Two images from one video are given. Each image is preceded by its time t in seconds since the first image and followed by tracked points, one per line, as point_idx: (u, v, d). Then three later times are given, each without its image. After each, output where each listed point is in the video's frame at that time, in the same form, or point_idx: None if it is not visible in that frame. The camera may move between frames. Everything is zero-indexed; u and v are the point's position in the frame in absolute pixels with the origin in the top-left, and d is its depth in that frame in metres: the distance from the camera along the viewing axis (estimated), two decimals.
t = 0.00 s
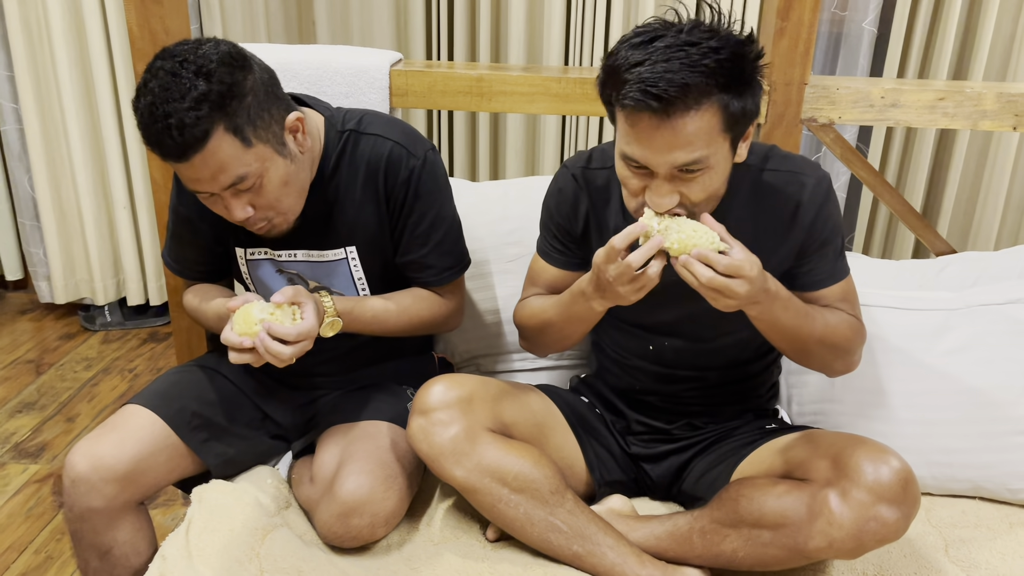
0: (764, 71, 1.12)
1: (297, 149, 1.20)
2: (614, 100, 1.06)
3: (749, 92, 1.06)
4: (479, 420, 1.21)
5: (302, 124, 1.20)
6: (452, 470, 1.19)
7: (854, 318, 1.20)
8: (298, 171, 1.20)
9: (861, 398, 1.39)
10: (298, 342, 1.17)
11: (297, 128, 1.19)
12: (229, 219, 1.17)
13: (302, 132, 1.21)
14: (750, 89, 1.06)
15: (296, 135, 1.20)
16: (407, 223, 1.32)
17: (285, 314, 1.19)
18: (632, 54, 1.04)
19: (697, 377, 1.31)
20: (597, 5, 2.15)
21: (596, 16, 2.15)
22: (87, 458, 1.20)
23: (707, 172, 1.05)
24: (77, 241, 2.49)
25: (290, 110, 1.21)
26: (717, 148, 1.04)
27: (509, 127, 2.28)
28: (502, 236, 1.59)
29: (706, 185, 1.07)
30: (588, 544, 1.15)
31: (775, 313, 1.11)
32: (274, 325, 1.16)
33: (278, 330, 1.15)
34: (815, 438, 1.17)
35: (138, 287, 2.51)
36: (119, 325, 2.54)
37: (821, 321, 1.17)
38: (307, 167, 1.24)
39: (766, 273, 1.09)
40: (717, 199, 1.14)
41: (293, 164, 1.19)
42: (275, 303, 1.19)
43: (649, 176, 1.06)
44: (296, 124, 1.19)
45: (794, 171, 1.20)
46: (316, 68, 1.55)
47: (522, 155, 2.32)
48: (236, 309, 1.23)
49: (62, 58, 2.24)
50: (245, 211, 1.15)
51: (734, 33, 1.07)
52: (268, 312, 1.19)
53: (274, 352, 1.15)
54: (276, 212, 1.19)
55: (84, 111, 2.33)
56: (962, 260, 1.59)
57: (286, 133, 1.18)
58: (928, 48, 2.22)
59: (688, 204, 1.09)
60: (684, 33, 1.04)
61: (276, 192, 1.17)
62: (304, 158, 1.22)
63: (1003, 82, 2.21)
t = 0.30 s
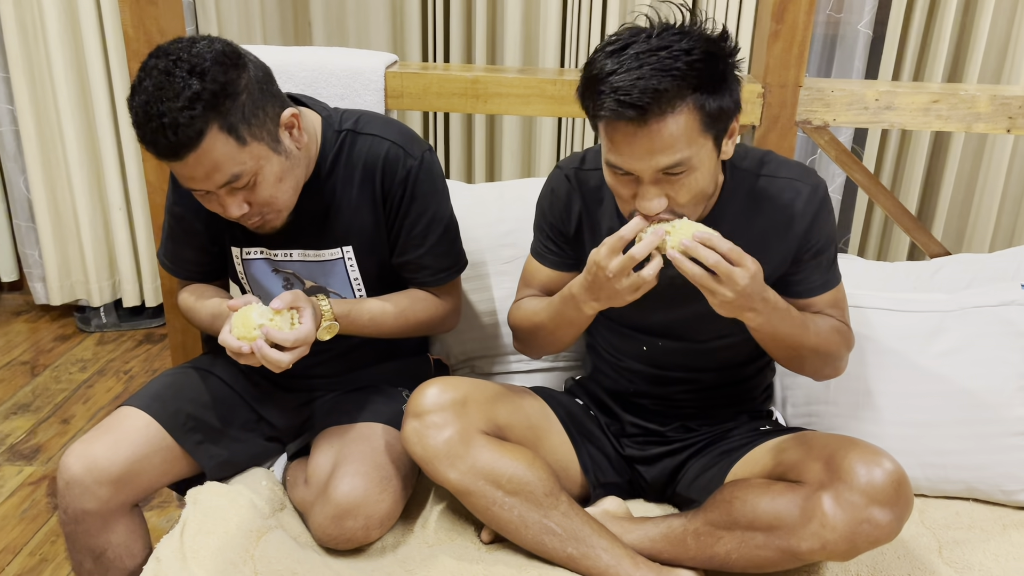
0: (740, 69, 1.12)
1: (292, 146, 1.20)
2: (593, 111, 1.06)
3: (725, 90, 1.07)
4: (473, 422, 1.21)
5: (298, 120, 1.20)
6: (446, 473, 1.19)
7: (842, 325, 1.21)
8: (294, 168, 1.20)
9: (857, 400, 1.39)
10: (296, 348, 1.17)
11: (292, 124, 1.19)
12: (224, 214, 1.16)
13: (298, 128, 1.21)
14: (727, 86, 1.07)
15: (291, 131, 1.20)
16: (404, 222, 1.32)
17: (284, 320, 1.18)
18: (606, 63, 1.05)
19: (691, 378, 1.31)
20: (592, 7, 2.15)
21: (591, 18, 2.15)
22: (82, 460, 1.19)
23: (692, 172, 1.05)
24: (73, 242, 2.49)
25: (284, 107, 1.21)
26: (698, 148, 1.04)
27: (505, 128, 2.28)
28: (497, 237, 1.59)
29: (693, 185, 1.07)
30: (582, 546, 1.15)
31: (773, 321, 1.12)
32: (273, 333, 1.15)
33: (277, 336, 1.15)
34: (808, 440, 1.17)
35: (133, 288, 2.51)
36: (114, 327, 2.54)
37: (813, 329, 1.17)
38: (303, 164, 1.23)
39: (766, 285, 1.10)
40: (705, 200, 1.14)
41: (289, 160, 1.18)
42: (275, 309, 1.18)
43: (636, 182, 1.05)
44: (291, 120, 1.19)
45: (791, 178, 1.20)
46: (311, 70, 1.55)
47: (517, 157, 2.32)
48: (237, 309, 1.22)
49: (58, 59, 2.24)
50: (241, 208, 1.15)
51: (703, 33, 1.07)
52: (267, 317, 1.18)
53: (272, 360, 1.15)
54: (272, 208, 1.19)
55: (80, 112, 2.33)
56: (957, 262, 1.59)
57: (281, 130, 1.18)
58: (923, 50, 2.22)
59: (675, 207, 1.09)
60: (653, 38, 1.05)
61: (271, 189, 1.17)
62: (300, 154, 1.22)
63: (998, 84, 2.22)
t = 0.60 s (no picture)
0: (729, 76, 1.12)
1: (292, 148, 1.20)
2: (586, 122, 1.07)
3: (715, 98, 1.07)
4: (472, 423, 1.21)
5: (297, 123, 1.21)
6: (444, 474, 1.19)
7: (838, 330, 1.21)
8: (293, 170, 1.20)
9: (854, 400, 1.40)
10: (295, 348, 1.17)
11: (291, 127, 1.20)
12: (224, 217, 1.16)
13: (297, 131, 1.21)
14: (717, 93, 1.07)
15: (290, 134, 1.20)
16: (403, 224, 1.32)
17: (283, 320, 1.19)
18: (596, 74, 1.05)
19: (689, 379, 1.31)
20: (590, 8, 2.15)
21: (589, 19, 2.15)
22: (80, 461, 1.19)
23: (686, 179, 1.05)
24: (70, 243, 2.49)
25: (284, 110, 1.21)
26: (691, 155, 1.04)
27: (502, 129, 2.29)
28: (495, 238, 1.60)
29: (689, 191, 1.07)
30: (580, 547, 1.15)
31: (768, 334, 1.12)
32: (272, 333, 1.15)
33: (276, 336, 1.15)
34: (805, 441, 1.18)
35: (131, 289, 2.51)
36: (111, 328, 2.53)
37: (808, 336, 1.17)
38: (301, 167, 1.23)
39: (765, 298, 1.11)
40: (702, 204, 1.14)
41: (288, 163, 1.19)
42: (274, 310, 1.18)
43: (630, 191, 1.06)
44: (290, 123, 1.19)
45: (790, 182, 1.20)
46: (308, 71, 1.55)
47: (515, 158, 2.32)
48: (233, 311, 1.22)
49: (55, 60, 2.24)
50: (241, 210, 1.15)
51: (692, 41, 1.08)
52: (266, 317, 1.18)
53: (273, 362, 1.15)
54: (270, 211, 1.19)
55: (77, 113, 2.32)
56: (953, 263, 1.60)
57: (281, 132, 1.18)
58: (919, 51, 2.23)
59: (671, 213, 1.09)
60: (642, 48, 1.05)
61: (271, 192, 1.17)
62: (299, 157, 1.22)
63: (994, 84, 2.22)
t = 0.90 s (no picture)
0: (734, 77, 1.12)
1: (285, 152, 1.20)
2: (593, 126, 1.06)
3: (722, 102, 1.07)
4: (470, 423, 1.21)
5: (292, 127, 1.20)
6: (442, 473, 1.19)
7: (834, 336, 1.20)
8: (287, 173, 1.20)
9: (853, 398, 1.40)
10: (293, 344, 1.16)
11: (286, 131, 1.19)
12: (217, 218, 1.16)
13: (292, 135, 1.21)
14: (724, 95, 1.07)
15: (285, 137, 1.20)
16: (401, 223, 1.32)
17: (277, 317, 1.19)
18: (603, 78, 1.04)
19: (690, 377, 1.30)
20: (587, 7, 2.15)
21: (586, 17, 2.15)
22: (77, 462, 1.19)
23: (693, 182, 1.06)
24: (67, 243, 2.48)
25: (280, 113, 1.20)
26: (699, 160, 1.04)
27: (500, 128, 2.28)
28: (493, 237, 1.60)
29: (696, 194, 1.08)
30: (579, 545, 1.15)
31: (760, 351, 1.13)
32: (266, 330, 1.15)
33: (270, 333, 1.15)
34: (803, 439, 1.18)
35: (128, 290, 2.51)
36: (109, 329, 2.53)
37: (801, 346, 1.18)
38: (295, 170, 1.23)
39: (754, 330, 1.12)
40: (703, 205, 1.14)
41: (282, 166, 1.18)
42: (269, 307, 1.19)
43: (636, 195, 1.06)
44: (285, 127, 1.19)
45: (789, 180, 1.20)
46: (305, 70, 1.54)
47: (513, 157, 2.32)
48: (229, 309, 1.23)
49: (51, 60, 2.23)
50: (233, 211, 1.15)
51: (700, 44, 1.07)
52: (259, 314, 1.19)
53: (269, 359, 1.15)
54: (263, 214, 1.19)
55: (73, 113, 2.32)
56: (950, 261, 1.60)
57: (275, 135, 1.18)
58: (916, 49, 2.23)
59: (677, 217, 1.09)
60: (651, 52, 1.04)
61: (264, 193, 1.16)
62: (293, 160, 1.22)
63: (991, 82, 2.22)
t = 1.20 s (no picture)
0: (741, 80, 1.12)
1: (285, 147, 1.20)
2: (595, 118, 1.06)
3: (726, 102, 1.06)
4: (468, 425, 1.21)
5: (290, 121, 1.21)
6: (440, 475, 1.18)
7: (826, 349, 1.22)
8: (286, 168, 1.20)
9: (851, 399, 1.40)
10: (291, 341, 1.16)
11: (285, 125, 1.20)
12: (217, 215, 1.15)
13: (290, 129, 1.21)
14: (728, 96, 1.07)
15: (283, 132, 1.20)
16: (398, 226, 1.32)
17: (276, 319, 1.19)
18: (608, 70, 1.05)
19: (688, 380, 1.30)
20: (584, 7, 2.15)
21: (583, 18, 2.15)
22: (75, 464, 1.19)
23: (691, 182, 1.05)
24: (64, 245, 2.48)
25: (278, 108, 1.21)
26: (697, 160, 1.04)
27: (497, 129, 2.29)
28: (491, 238, 1.60)
29: (695, 194, 1.07)
30: (578, 546, 1.16)
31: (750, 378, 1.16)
32: (265, 329, 1.15)
33: (269, 332, 1.15)
34: (802, 439, 1.18)
35: (125, 292, 2.50)
36: (106, 331, 2.52)
37: (792, 363, 1.20)
38: (294, 166, 1.23)
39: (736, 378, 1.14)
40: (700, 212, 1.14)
41: (281, 160, 1.18)
42: (267, 309, 1.18)
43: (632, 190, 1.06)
44: (284, 121, 1.19)
45: (792, 188, 1.20)
46: (302, 72, 1.54)
47: (510, 158, 2.32)
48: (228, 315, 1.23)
49: (47, 61, 2.23)
50: (233, 207, 1.14)
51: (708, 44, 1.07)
52: (258, 317, 1.18)
53: (267, 356, 1.14)
54: (263, 208, 1.19)
55: (70, 114, 2.31)
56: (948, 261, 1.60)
57: (274, 130, 1.18)
58: (912, 48, 2.23)
59: (672, 217, 1.09)
60: (658, 46, 1.04)
61: (264, 188, 1.16)
62: (291, 155, 1.22)
63: (988, 81, 2.23)
